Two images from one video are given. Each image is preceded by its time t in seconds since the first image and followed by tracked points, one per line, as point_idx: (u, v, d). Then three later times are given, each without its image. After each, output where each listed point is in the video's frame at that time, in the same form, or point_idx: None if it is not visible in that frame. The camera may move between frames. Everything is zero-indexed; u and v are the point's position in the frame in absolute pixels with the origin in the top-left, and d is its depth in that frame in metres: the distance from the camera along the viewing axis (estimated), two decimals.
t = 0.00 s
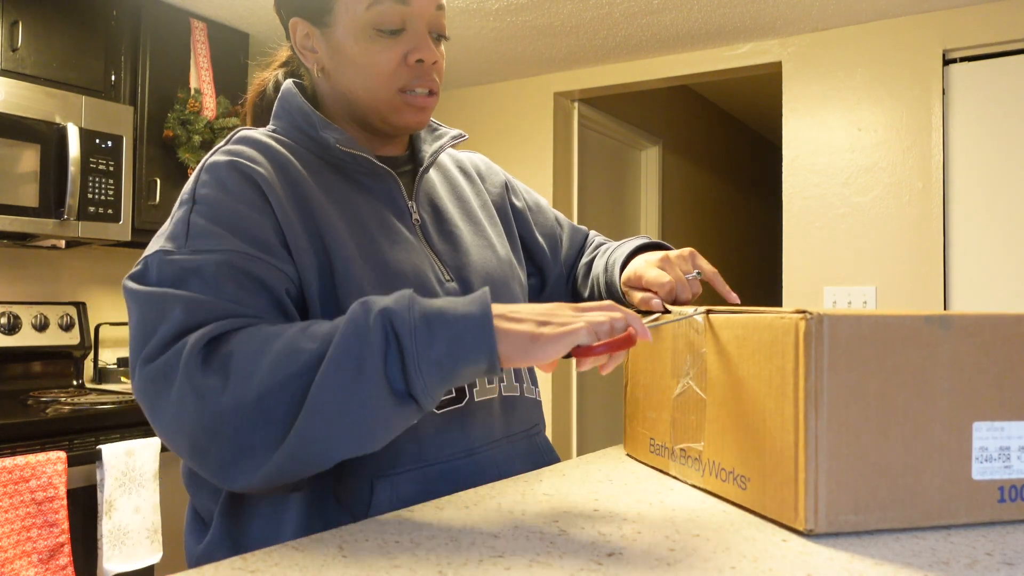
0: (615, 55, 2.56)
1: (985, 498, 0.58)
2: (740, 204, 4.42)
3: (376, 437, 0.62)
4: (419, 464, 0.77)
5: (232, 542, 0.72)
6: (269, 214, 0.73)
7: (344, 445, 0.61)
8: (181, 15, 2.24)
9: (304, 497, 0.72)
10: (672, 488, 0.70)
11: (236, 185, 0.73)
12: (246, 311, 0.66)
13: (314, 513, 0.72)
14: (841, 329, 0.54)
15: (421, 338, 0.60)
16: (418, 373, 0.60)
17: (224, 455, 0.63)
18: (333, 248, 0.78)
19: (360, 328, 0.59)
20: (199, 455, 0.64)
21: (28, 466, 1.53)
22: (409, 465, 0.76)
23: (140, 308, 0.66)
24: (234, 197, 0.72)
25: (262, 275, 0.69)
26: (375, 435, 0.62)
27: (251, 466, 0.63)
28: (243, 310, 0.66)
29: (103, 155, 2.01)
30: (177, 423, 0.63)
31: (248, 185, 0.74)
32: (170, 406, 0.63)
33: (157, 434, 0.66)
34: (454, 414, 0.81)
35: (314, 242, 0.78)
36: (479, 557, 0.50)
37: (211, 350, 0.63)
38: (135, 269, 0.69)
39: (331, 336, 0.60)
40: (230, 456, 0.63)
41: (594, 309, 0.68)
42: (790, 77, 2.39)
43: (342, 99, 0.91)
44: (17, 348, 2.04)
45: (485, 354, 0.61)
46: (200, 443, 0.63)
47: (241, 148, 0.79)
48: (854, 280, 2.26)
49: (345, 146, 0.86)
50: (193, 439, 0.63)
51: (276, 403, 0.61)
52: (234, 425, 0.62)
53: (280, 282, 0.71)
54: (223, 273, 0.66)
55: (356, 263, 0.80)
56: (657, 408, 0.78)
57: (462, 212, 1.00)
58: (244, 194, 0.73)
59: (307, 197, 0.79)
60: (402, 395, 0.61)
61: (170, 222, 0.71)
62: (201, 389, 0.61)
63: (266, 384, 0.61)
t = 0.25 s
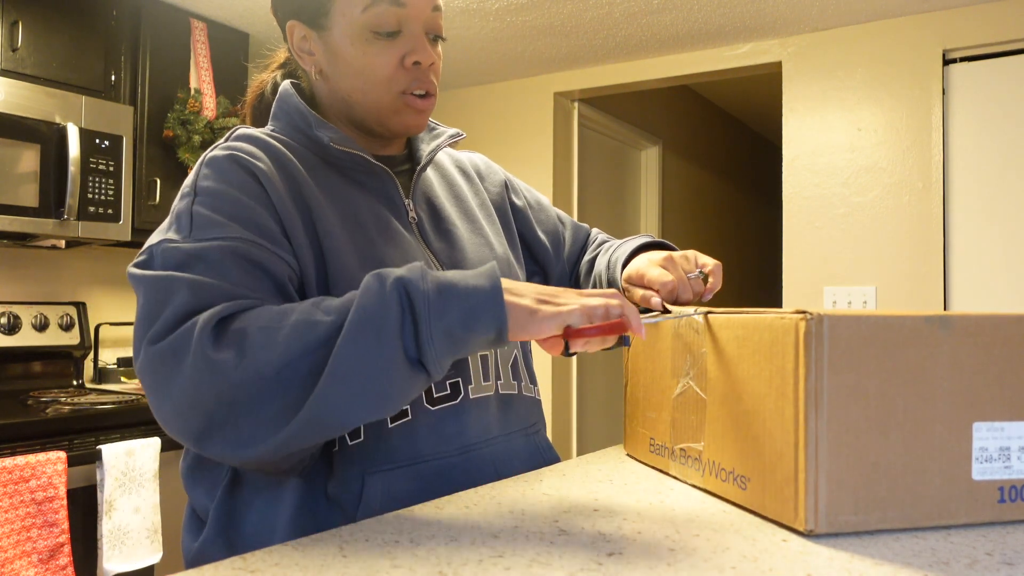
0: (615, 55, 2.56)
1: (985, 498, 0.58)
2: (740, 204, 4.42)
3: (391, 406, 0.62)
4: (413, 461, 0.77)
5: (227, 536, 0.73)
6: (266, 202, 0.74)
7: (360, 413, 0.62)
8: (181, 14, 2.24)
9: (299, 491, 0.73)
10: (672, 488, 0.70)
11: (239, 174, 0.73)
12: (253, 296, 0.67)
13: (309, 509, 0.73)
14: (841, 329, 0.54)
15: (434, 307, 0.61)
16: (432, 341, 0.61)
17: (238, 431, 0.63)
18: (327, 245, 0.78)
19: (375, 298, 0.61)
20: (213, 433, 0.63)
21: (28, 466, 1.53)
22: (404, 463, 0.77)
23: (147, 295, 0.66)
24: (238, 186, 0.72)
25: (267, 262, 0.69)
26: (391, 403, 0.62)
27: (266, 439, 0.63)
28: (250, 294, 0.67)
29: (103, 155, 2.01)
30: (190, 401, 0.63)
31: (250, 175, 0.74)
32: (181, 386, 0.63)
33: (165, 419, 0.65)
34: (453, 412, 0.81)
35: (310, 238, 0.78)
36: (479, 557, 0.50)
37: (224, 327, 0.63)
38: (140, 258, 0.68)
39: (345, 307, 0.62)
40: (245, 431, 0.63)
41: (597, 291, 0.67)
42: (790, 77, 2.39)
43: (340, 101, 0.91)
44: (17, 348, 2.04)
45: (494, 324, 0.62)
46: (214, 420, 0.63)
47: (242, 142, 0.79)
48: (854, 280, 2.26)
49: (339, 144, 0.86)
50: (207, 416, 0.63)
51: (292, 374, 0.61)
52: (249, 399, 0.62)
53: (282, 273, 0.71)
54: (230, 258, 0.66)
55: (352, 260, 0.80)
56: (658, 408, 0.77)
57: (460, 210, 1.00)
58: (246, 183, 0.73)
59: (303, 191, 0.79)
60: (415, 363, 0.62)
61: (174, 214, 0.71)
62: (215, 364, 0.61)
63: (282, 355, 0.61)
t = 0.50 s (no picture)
0: (615, 55, 2.56)
1: (985, 498, 0.58)
2: (740, 204, 4.42)
3: (397, 429, 0.66)
4: (411, 460, 0.77)
5: (226, 534, 0.73)
6: (263, 213, 0.74)
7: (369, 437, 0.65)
8: (180, 15, 2.24)
9: (298, 490, 0.73)
10: (672, 488, 0.70)
11: (238, 189, 0.73)
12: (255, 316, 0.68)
13: (308, 508, 0.73)
14: (841, 330, 0.54)
15: (437, 336, 0.64)
16: (435, 368, 0.64)
17: (251, 455, 0.66)
18: (324, 249, 0.78)
19: (381, 329, 0.63)
20: (227, 455, 0.66)
21: (28, 466, 1.53)
22: (402, 461, 0.77)
23: (154, 318, 0.66)
24: (235, 201, 0.72)
25: (268, 280, 0.70)
26: (396, 427, 0.65)
27: (279, 462, 0.65)
28: (252, 314, 0.68)
29: (103, 155, 2.01)
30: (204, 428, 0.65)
31: (250, 189, 0.74)
32: (193, 412, 0.64)
33: (176, 440, 0.67)
34: (452, 413, 0.81)
35: (306, 245, 0.77)
36: (479, 557, 0.50)
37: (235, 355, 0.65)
38: (142, 278, 0.69)
39: (351, 336, 0.64)
40: (258, 455, 0.66)
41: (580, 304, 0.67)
42: (790, 77, 2.39)
43: (339, 104, 0.91)
44: (17, 348, 2.04)
45: (489, 348, 0.64)
46: (227, 444, 0.65)
47: (239, 152, 0.79)
48: (853, 280, 2.26)
49: (337, 147, 0.86)
50: (220, 442, 0.65)
51: (303, 402, 0.64)
52: (263, 425, 0.65)
53: (279, 283, 0.71)
54: (234, 280, 0.67)
55: (350, 264, 0.80)
56: (658, 408, 0.77)
57: (458, 212, 1.00)
58: (246, 198, 0.73)
59: (296, 195, 0.79)
60: (418, 387, 0.65)
61: (173, 229, 0.71)
62: (229, 395, 0.63)
63: (294, 384, 0.63)
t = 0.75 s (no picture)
0: (615, 55, 2.56)
1: (986, 497, 0.58)
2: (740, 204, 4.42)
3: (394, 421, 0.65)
4: (411, 460, 0.77)
5: (228, 533, 0.73)
6: (264, 213, 0.74)
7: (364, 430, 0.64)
8: (180, 15, 2.24)
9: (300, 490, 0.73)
10: (673, 488, 0.70)
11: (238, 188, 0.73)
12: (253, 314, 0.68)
13: (309, 507, 0.73)
14: (841, 329, 0.54)
15: (430, 327, 0.63)
16: (429, 359, 0.63)
17: (248, 449, 0.66)
18: (323, 250, 0.78)
19: (374, 320, 0.63)
20: (224, 450, 0.66)
21: (28, 466, 1.53)
22: (402, 461, 0.77)
23: (153, 315, 0.67)
24: (237, 201, 0.72)
25: (269, 281, 0.70)
26: (392, 419, 0.64)
27: (275, 456, 0.65)
28: (252, 314, 0.68)
29: (103, 155, 2.01)
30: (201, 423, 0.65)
31: (250, 188, 0.74)
32: (191, 407, 0.65)
33: (175, 436, 0.67)
34: (452, 413, 0.81)
35: (307, 246, 0.78)
36: (479, 557, 0.50)
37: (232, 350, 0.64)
38: (142, 277, 0.69)
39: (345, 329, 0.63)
40: (254, 450, 0.65)
41: (580, 299, 0.66)
42: (790, 77, 2.39)
43: (340, 107, 0.91)
44: (17, 348, 2.04)
45: (484, 338, 0.63)
46: (224, 439, 0.65)
47: (240, 154, 0.79)
48: (854, 280, 2.26)
49: (337, 151, 0.86)
50: (217, 436, 0.65)
51: (298, 395, 0.63)
52: (259, 419, 0.65)
53: (279, 284, 0.71)
54: (232, 277, 0.67)
55: (350, 266, 0.80)
56: (658, 408, 0.77)
57: (458, 214, 1.00)
58: (246, 198, 0.73)
59: (296, 196, 0.79)
60: (414, 379, 0.65)
61: (174, 229, 0.71)
62: (224, 389, 0.63)
63: (288, 376, 0.63)
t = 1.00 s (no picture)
0: (615, 55, 2.56)
1: (986, 497, 0.58)
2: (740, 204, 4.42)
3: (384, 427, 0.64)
4: (411, 460, 0.77)
5: (230, 532, 0.73)
6: (264, 219, 0.73)
7: (353, 436, 0.63)
8: (181, 15, 2.24)
9: (301, 489, 0.73)
10: (672, 488, 0.70)
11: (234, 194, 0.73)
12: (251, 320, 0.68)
13: (310, 505, 0.73)
14: (841, 329, 0.54)
15: (417, 333, 0.61)
16: (418, 366, 0.62)
17: (241, 454, 0.65)
18: (324, 253, 0.78)
19: (360, 326, 0.61)
20: (218, 453, 0.66)
21: (28, 466, 1.53)
22: (403, 461, 0.77)
23: (151, 319, 0.67)
24: (236, 207, 0.72)
25: (268, 286, 0.70)
26: (383, 426, 0.63)
27: (267, 461, 0.65)
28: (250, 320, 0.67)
29: (103, 155, 2.01)
30: (195, 427, 0.65)
31: (247, 192, 0.74)
32: (186, 411, 0.65)
33: (174, 438, 0.68)
34: (452, 413, 0.81)
35: (308, 249, 0.78)
36: (479, 558, 0.50)
37: (225, 355, 0.64)
38: (143, 281, 0.70)
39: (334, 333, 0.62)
40: (246, 455, 0.65)
41: (575, 298, 0.64)
42: (790, 77, 2.39)
43: (341, 108, 0.91)
44: (17, 348, 2.04)
45: (472, 347, 0.61)
46: (217, 443, 0.65)
47: (240, 158, 0.79)
48: (854, 280, 2.26)
49: (338, 154, 0.86)
50: (210, 440, 0.65)
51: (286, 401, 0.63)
52: (249, 423, 0.64)
53: (279, 287, 0.71)
54: (227, 283, 0.67)
55: (351, 268, 0.80)
56: (658, 407, 0.77)
57: (460, 215, 1.00)
58: (245, 203, 0.73)
59: (297, 201, 0.79)
60: (405, 386, 0.63)
61: (175, 234, 0.72)
62: (215, 393, 0.63)
63: (277, 382, 0.62)
